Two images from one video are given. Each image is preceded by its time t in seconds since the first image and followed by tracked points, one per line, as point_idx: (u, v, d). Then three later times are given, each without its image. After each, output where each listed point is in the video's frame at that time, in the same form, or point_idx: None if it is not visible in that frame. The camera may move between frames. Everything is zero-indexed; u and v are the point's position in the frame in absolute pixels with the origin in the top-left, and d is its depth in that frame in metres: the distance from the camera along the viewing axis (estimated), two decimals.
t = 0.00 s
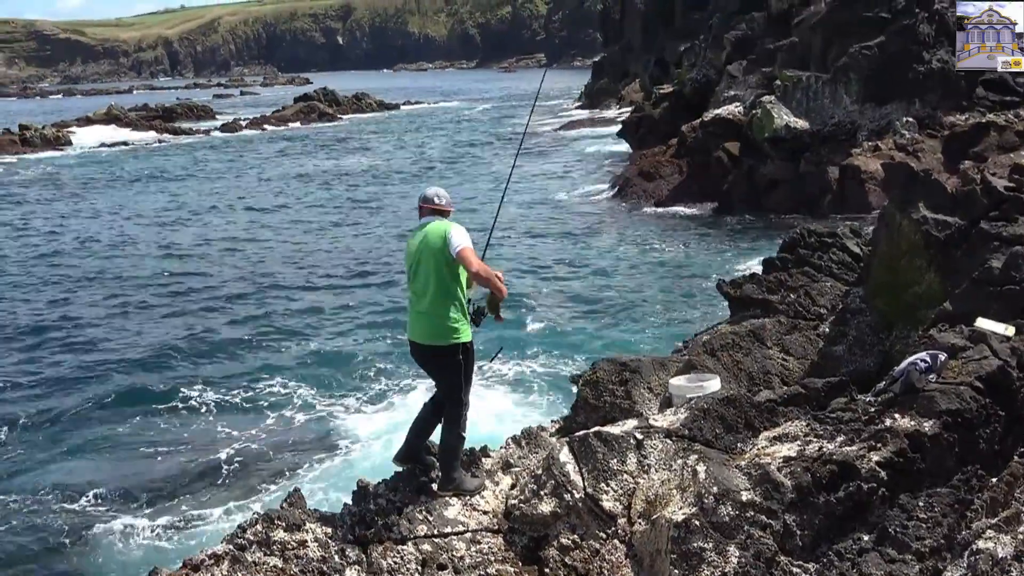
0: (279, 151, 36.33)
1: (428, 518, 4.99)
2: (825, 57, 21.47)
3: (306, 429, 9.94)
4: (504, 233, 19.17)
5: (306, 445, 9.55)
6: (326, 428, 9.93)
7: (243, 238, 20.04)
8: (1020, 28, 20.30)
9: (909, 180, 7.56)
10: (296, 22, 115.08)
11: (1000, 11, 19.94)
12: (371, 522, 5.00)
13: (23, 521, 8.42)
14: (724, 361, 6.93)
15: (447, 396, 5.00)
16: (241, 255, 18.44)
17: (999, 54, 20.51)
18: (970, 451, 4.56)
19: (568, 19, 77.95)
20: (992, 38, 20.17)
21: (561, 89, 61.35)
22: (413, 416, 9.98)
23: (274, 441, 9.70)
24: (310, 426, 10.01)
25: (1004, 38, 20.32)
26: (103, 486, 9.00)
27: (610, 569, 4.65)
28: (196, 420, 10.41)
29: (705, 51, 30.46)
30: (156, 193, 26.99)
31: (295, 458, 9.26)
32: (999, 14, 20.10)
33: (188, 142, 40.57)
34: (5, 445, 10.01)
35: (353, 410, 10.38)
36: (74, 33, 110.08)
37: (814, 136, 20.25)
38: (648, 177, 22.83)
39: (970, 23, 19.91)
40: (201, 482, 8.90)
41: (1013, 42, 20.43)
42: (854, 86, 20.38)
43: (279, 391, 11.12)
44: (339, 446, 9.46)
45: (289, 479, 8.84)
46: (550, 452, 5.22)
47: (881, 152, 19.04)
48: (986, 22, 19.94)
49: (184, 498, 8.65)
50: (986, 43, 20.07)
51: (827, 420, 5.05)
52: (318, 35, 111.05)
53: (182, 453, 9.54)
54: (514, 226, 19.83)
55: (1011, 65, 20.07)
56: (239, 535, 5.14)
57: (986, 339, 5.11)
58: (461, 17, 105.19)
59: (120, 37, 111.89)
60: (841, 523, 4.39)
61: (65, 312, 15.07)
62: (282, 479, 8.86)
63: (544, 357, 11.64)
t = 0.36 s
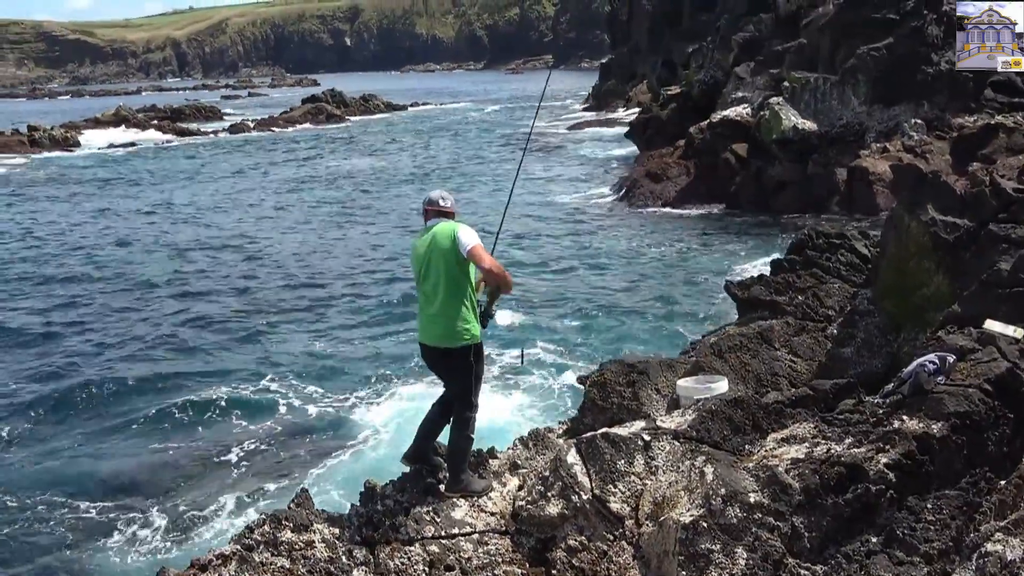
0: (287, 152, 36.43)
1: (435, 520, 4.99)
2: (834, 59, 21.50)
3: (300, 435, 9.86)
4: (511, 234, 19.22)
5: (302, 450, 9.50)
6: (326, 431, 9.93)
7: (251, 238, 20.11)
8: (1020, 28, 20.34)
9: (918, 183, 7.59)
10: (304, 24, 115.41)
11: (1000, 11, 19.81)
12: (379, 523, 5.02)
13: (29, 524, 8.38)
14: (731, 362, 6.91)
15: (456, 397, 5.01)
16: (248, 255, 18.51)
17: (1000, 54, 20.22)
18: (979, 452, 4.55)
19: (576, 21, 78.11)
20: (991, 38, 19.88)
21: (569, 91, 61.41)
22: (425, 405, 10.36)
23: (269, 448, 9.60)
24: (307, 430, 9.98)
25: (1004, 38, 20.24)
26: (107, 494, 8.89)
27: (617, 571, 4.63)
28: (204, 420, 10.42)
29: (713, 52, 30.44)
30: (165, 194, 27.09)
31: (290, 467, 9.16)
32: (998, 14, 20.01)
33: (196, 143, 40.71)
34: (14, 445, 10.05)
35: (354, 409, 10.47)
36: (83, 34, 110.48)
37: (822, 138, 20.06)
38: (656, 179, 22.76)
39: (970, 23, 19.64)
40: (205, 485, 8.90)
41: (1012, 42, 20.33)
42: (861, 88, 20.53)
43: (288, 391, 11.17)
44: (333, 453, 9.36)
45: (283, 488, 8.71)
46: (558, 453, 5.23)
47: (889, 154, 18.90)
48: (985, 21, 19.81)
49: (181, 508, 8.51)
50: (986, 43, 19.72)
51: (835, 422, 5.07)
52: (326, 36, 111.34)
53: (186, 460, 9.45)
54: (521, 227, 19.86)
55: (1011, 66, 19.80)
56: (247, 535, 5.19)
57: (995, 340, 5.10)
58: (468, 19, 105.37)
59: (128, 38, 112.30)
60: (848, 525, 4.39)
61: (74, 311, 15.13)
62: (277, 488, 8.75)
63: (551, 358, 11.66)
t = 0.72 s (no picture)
0: (293, 152, 36.50)
1: (440, 519, 4.99)
2: (840, 60, 21.49)
3: (290, 439, 9.79)
4: (517, 234, 19.23)
5: (292, 454, 9.44)
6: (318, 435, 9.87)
7: (257, 238, 20.16)
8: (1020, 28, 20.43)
9: (925, 184, 7.59)
10: (310, 24, 115.58)
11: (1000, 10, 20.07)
12: (384, 522, 5.04)
13: (34, 524, 8.37)
14: (737, 363, 6.90)
15: (462, 398, 5.03)
16: (254, 255, 18.55)
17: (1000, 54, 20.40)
18: (985, 453, 4.56)
19: (581, 21, 78.12)
20: (992, 38, 20.12)
21: (574, 91, 61.41)
22: (427, 413, 10.21)
23: (261, 453, 9.54)
24: (298, 434, 9.92)
25: (1004, 38, 20.35)
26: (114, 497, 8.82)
27: (622, 570, 4.62)
28: (210, 420, 10.43)
29: (719, 52, 30.42)
30: (172, 193, 27.16)
31: (280, 472, 9.08)
32: (998, 14, 20.23)
33: (202, 143, 40.80)
34: (21, 443, 10.08)
35: (349, 412, 10.43)
36: (90, 34, 110.78)
37: (827, 140, 20.22)
38: (662, 179, 22.74)
39: (970, 23, 19.85)
40: (207, 487, 8.88)
41: (1012, 42, 20.42)
42: (868, 89, 20.34)
43: (294, 390, 11.19)
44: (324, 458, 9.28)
45: (276, 495, 8.63)
46: (563, 453, 5.23)
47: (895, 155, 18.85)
48: (986, 21, 19.98)
49: (175, 514, 8.43)
50: (986, 43, 19.97)
51: (841, 423, 5.08)
52: (332, 36, 111.51)
53: (190, 465, 9.37)
54: (526, 228, 19.87)
55: (1011, 65, 20.04)
56: (252, 534, 5.21)
57: (1001, 341, 5.11)
58: (474, 19, 105.44)
59: (135, 38, 112.57)
60: (853, 526, 4.39)
61: (81, 311, 15.18)
62: (267, 494, 8.66)
63: (559, 358, 11.64)
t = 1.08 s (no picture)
0: (293, 152, 36.51)
1: (441, 518, 4.98)
2: (841, 58, 21.55)
3: (286, 439, 9.78)
4: (517, 234, 19.22)
5: (287, 455, 9.42)
6: (304, 438, 9.77)
7: (257, 238, 20.16)
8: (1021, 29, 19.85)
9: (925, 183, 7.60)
10: (310, 24, 115.56)
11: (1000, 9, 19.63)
12: (385, 522, 5.05)
13: (31, 524, 8.38)
14: (738, 361, 6.90)
15: (463, 397, 5.02)
16: (254, 255, 18.55)
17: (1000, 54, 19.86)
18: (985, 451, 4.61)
19: (582, 21, 78.06)
20: (993, 38, 19.65)
21: (575, 91, 61.37)
22: (428, 413, 10.21)
23: (258, 452, 9.52)
24: (285, 438, 9.82)
25: (1004, 38, 19.80)
26: (101, 501, 8.78)
27: (624, 569, 4.59)
28: (209, 420, 10.42)
29: (720, 52, 30.40)
30: (172, 194, 27.18)
31: (275, 474, 9.06)
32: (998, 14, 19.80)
33: (203, 143, 40.83)
34: (20, 443, 10.09)
35: (350, 412, 10.42)
36: (91, 35, 110.86)
37: (828, 138, 20.36)
38: (662, 179, 22.78)
39: (971, 23, 19.32)
40: (201, 490, 8.84)
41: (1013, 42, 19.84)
42: (869, 88, 20.31)
43: (294, 391, 11.19)
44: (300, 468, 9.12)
45: (254, 508, 8.42)
46: (564, 453, 5.23)
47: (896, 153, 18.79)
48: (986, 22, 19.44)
49: (165, 520, 8.37)
50: (986, 43, 19.37)
51: (841, 422, 5.09)
52: (333, 36, 111.50)
53: (182, 467, 9.33)
54: (526, 228, 19.85)
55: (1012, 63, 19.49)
56: (253, 534, 5.23)
57: (1001, 341, 5.15)
58: (475, 19, 105.36)
59: (136, 38, 112.64)
60: (854, 525, 4.40)
61: (81, 311, 15.20)
62: (246, 507, 8.47)
63: (558, 359, 11.59)
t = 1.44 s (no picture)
0: (292, 151, 36.47)
1: (440, 517, 4.98)
2: (840, 57, 21.53)
3: (284, 438, 9.78)
4: (515, 233, 19.18)
5: (282, 454, 9.41)
6: (293, 441, 9.69)
7: (255, 237, 20.13)
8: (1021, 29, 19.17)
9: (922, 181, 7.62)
10: (310, 23, 115.51)
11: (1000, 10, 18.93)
12: (384, 520, 5.06)
13: (25, 522, 8.36)
14: (737, 359, 6.91)
15: (461, 395, 5.02)
16: (252, 253, 18.52)
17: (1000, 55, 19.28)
18: (983, 449, 4.64)
19: (581, 20, 77.97)
20: (992, 38, 19.18)
21: (574, 90, 61.31)
22: (426, 412, 10.20)
23: (255, 450, 9.51)
24: (273, 440, 9.73)
25: (1004, 38, 19.26)
26: (85, 502, 8.73)
27: (621, 566, 4.51)
28: (205, 419, 10.40)
29: (719, 50, 30.35)
30: (169, 192, 27.16)
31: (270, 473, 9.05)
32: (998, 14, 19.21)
33: (202, 142, 40.81)
34: (17, 440, 10.11)
35: (347, 411, 10.41)
36: (90, 33, 110.80)
37: (827, 136, 20.39)
38: (661, 178, 22.87)
39: (970, 23, 18.94)
40: (196, 490, 8.81)
41: (1014, 42, 19.23)
42: (868, 86, 20.26)
43: (292, 390, 11.16)
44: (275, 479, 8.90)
45: (216, 522, 8.17)
46: (562, 451, 5.22)
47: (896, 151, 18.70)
48: (985, 22, 19.00)
49: (156, 519, 8.34)
50: (986, 43, 18.87)
51: (840, 419, 5.10)
52: (332, 35, 111.44)
53: (168, 468, 9.27)
54: (524, 226, 19.82)
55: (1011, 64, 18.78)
56: (252, 532, 5.24)
57: (1000, 338, 5.22)
58: (474, 18, 105.22)
59: (135, 37, 112.61)
60: (852, 523, 4.41)
61: (78, 309, 15.21)
62: (219, 517, 8.27)
63: (555, 358, 11.56)
